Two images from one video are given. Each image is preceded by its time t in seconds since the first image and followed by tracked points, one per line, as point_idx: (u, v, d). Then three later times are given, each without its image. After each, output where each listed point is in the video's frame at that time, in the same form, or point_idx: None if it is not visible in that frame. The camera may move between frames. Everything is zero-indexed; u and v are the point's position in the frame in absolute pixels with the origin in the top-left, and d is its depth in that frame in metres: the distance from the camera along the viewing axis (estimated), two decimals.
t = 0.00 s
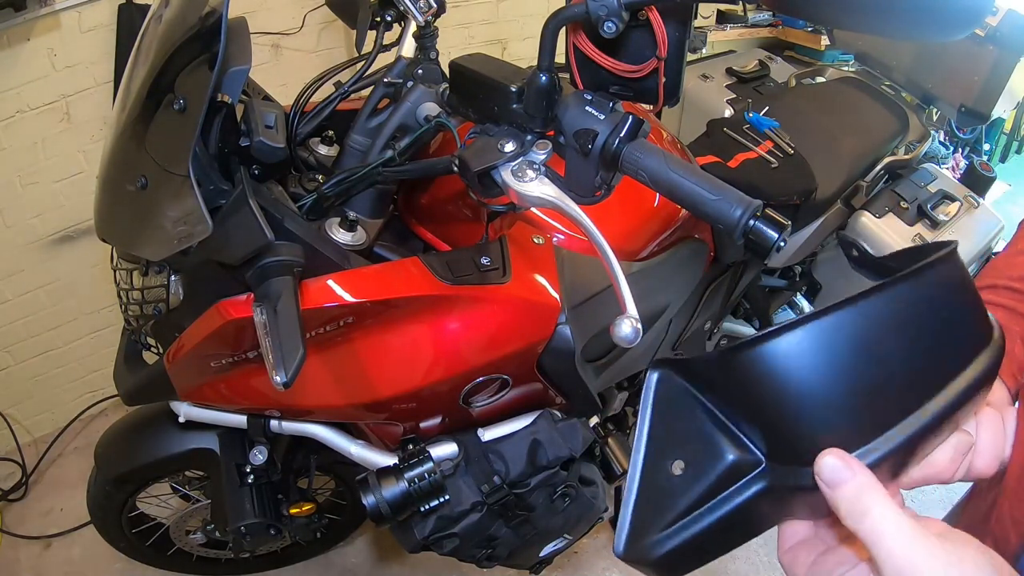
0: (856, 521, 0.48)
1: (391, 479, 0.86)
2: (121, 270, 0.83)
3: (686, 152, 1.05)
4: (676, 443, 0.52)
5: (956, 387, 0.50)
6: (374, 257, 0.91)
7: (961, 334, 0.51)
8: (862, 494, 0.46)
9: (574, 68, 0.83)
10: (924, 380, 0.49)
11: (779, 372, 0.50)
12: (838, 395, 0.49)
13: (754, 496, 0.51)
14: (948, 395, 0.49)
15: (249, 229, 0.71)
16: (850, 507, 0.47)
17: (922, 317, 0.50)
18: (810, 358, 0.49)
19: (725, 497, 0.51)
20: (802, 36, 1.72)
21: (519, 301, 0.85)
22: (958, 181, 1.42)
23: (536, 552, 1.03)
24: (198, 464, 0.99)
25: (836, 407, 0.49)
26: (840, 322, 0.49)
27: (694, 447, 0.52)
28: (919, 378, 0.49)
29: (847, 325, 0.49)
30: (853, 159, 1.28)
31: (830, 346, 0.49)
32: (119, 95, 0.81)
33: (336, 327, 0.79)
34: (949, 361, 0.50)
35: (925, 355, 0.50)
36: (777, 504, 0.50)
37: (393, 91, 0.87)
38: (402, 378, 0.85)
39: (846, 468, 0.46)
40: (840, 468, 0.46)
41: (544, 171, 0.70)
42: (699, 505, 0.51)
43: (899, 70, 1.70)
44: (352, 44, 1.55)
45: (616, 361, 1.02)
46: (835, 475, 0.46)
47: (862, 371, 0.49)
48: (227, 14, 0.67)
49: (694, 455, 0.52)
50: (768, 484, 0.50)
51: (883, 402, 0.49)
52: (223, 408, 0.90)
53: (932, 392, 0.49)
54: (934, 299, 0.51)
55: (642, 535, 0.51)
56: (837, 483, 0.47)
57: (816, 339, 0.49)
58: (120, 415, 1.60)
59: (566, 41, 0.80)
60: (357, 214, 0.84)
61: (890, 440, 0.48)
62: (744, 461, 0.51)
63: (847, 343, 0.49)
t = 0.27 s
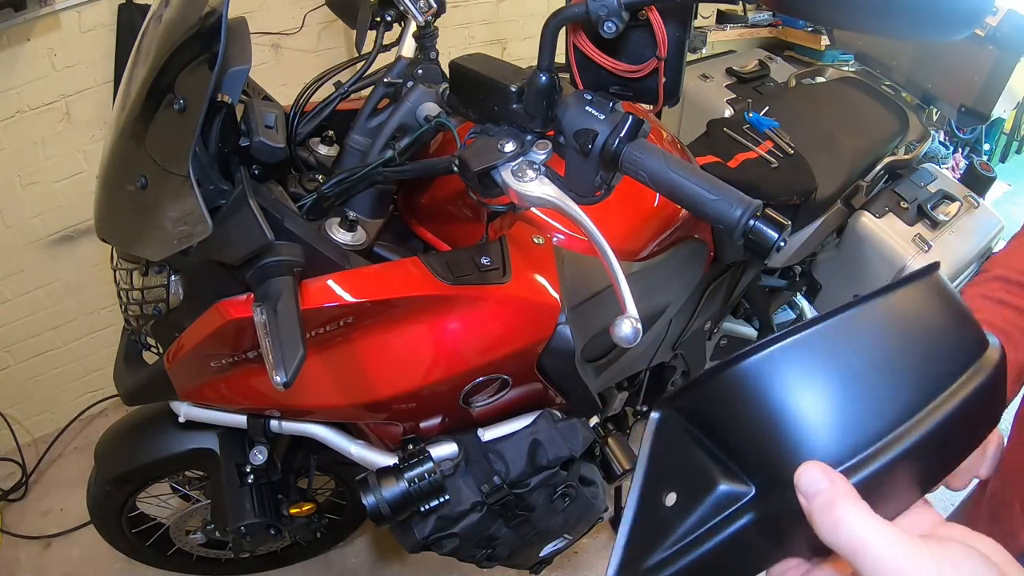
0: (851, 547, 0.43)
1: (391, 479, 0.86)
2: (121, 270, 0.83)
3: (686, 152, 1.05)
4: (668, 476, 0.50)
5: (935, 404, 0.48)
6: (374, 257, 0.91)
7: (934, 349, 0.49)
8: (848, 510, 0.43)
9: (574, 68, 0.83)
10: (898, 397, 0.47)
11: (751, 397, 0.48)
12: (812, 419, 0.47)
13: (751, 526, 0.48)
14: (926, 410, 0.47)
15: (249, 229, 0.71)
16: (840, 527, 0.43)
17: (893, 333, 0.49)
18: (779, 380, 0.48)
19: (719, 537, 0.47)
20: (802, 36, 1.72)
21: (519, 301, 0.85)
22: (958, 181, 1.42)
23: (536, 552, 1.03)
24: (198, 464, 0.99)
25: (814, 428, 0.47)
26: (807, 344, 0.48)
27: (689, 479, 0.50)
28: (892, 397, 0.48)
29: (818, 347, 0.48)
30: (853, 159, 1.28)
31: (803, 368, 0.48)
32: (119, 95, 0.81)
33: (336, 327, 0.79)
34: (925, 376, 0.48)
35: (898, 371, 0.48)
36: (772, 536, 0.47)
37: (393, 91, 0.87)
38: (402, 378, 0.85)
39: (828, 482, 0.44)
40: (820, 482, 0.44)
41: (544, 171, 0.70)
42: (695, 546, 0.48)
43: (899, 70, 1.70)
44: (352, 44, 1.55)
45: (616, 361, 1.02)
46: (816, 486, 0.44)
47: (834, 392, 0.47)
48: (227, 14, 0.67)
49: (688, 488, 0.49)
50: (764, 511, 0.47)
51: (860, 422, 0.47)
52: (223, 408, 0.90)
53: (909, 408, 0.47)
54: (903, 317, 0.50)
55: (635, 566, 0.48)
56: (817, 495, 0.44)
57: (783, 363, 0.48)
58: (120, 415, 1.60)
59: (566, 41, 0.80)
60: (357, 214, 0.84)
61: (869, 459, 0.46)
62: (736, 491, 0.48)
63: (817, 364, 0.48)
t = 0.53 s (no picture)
0: None
1: (391, 479, 0.86)
2: (121, 270, 0.83)
3: (686, 152, 1.05)
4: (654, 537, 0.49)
5: (895, 446, 0.47)
6: (374, 257, 0.91)
7: (888, 395, 0.49)
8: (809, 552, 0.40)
9: (574, 68, 0.83)
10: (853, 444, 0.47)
11: (708, 454, 0.48)
12: (772, 469, 0.46)
13: None
14: (885, 454, 0.47)
15: (249, 228, 0.71)
16: None
17: (841, 382, 0.49)
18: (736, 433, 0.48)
19: None
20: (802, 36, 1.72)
21: (519, 300, 0.85)
22: (958, 181, 1.42)
23: (536, 552, 1.03)
24: (198, 464, 0.99)
25: (785, 471, 0.46)
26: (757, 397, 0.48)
27: (670, 537, 0.48)
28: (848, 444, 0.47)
29: (768, 401, 0.48)
30: (853, 159, 1.28)
31: (762, 414, 0.48)
32: (119, 95, 0.81)
33: (336, 327, 0.79)
34: (880, 420, 0.48)
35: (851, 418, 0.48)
36: None
37: (393, 91, 0.87)
38: (402, 379, 0.85)
39: (788, 528, 0.41)
40: (778, 527, 0.41)
41: (544, 171, 0.70)
42: None
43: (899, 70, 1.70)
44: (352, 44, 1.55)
45: (616, 361, 1.02)
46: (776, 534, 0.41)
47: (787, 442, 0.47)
48: (227, 14, 0.67)
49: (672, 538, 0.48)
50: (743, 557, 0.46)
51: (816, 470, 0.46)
52: (223, 408, 0.90)
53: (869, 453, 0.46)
54: (853, 365, 0.50)
55: None
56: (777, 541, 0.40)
57: (734, 417, 0.48)
58: (120, 415, 1.60)
59: (566, 41, 0.80)
60: (357, 214, 0.84)
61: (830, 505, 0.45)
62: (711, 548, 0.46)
63: (769, 416, 0.48)
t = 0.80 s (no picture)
0: None
1: (391, 479, 0.86)
2: (121, 270, 0.83)
3: (686, 152, 1.05)
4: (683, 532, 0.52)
5: (893, 461, 0.46)
6: (374, 257, 0.91)
7: (898, 403, 0.48)
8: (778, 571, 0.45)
9: (574, 68, 0.83)
10: (851, 457, 0.47)
11: (712, 467, 0.51)
12: (768, 481, 0.48)
13: None
14: (882, 470, 0.46)
15: (249, 229, 0.71)
16: None
17: (843, 393, 0.49)
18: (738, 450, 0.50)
19: None
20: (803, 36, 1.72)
21: (519, 300, 0.85)
22: (959, 181, 1.41)
23: (536, 552, 1.03)
24: (198, 464, 0.99)
25: (780, 482, 0.47)
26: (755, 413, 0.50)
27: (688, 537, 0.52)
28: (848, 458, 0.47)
29: (760, 418, 0.50)
30: (853, 159, 1.28)
31: (757, 427, 0.50)
32: (119, 95, 0.81)
33: (336, 327, 0.79)
34: (880, 436, 0.47)
35: (850, 430, 0.48)
36: None
37: (393, 91, 0.87)
38: (403, 379, 0.85)
39: (762, 550, 0.45)
40: (753, 550, 0.46)
41: (544, 171, 0.71)
42: None
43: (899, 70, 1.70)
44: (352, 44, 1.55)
45: (617, 361, 1.02)
46: (752, 554, 0.46)
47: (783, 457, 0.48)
48: (227, 14, 0.67)
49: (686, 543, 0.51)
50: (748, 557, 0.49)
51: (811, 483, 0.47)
52: (224, 408, 0.90)
53: (865, 470, 0.46)
54: (857, 378, 0.50)
55: None
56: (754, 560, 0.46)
57: (732, 429, 0.51)
58: (120, 415, 1.60)
59: (566, 41, 0.80)
60: (357, 214, 0.84)
61: (823, 518, 0.45)
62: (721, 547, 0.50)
63: (765, 432, 0.49)
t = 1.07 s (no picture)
0: None
1: (391, 479, 0.86)
2: (121, 270, 0.83)
3: (686, 152, 1.05)
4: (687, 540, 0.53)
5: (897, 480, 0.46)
6: (374, 257, 0.91)
7: (901, 420, 0.48)
8: None
9: (575, 68, 0.83)
10: (854, 477, 0.47)
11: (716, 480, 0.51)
12: (771, 500, 0.48)
13: None
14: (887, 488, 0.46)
15: (249, 229, 0.71)
16: None
17: (848, 410, 0.48)
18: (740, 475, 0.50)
19: None
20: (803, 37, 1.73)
21: (519, 301, 0.85)
22: (959, 181, 1.41)
23: (536, 552, 1.03)
24: (198, 464, 0.99)
25: (783, 502, 0.48)
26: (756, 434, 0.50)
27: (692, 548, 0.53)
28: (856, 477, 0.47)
29: (764, 433, 0.49)
30: (853, 159, 1.28)
31: (761, 443, 0.49)
32: (119, 95, 0.81)
33: (336, 327, 0.79)
34: (884, 455, 0.47)
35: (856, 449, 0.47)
36: None
37: (393, 91, 0.87)
38: (402, 379, 0.85)
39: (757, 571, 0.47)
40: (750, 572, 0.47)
41: (544, 171, 0.71)
42: None
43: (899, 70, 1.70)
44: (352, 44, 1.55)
45: (617, 361, 1.02)
46: None
47: (784, 477, 0.48)
48: (227, 14, 0.67)
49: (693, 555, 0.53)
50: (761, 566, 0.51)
51: (809, 503, 0.47)
52: (224, 408, 0.90)
53: (868, 490, 0.46)
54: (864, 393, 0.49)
55: None
56: None
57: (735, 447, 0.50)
58: (120, 415, 1.60)
59: (566, 41, 0.80)
60: (357, 214, 0.84)
61: (823, 538, 0.46)
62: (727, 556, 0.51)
63: (770, 448, 0.49)
